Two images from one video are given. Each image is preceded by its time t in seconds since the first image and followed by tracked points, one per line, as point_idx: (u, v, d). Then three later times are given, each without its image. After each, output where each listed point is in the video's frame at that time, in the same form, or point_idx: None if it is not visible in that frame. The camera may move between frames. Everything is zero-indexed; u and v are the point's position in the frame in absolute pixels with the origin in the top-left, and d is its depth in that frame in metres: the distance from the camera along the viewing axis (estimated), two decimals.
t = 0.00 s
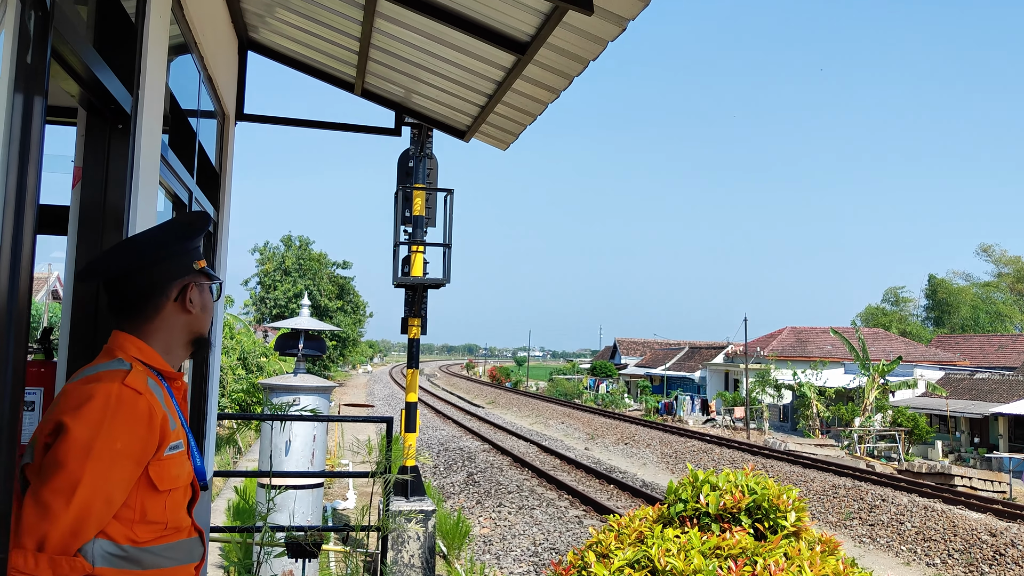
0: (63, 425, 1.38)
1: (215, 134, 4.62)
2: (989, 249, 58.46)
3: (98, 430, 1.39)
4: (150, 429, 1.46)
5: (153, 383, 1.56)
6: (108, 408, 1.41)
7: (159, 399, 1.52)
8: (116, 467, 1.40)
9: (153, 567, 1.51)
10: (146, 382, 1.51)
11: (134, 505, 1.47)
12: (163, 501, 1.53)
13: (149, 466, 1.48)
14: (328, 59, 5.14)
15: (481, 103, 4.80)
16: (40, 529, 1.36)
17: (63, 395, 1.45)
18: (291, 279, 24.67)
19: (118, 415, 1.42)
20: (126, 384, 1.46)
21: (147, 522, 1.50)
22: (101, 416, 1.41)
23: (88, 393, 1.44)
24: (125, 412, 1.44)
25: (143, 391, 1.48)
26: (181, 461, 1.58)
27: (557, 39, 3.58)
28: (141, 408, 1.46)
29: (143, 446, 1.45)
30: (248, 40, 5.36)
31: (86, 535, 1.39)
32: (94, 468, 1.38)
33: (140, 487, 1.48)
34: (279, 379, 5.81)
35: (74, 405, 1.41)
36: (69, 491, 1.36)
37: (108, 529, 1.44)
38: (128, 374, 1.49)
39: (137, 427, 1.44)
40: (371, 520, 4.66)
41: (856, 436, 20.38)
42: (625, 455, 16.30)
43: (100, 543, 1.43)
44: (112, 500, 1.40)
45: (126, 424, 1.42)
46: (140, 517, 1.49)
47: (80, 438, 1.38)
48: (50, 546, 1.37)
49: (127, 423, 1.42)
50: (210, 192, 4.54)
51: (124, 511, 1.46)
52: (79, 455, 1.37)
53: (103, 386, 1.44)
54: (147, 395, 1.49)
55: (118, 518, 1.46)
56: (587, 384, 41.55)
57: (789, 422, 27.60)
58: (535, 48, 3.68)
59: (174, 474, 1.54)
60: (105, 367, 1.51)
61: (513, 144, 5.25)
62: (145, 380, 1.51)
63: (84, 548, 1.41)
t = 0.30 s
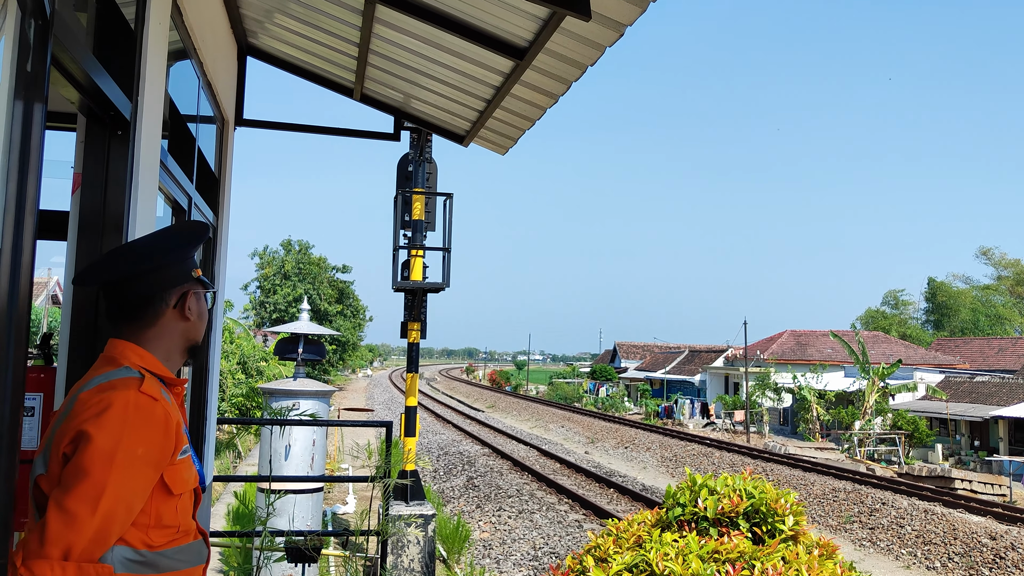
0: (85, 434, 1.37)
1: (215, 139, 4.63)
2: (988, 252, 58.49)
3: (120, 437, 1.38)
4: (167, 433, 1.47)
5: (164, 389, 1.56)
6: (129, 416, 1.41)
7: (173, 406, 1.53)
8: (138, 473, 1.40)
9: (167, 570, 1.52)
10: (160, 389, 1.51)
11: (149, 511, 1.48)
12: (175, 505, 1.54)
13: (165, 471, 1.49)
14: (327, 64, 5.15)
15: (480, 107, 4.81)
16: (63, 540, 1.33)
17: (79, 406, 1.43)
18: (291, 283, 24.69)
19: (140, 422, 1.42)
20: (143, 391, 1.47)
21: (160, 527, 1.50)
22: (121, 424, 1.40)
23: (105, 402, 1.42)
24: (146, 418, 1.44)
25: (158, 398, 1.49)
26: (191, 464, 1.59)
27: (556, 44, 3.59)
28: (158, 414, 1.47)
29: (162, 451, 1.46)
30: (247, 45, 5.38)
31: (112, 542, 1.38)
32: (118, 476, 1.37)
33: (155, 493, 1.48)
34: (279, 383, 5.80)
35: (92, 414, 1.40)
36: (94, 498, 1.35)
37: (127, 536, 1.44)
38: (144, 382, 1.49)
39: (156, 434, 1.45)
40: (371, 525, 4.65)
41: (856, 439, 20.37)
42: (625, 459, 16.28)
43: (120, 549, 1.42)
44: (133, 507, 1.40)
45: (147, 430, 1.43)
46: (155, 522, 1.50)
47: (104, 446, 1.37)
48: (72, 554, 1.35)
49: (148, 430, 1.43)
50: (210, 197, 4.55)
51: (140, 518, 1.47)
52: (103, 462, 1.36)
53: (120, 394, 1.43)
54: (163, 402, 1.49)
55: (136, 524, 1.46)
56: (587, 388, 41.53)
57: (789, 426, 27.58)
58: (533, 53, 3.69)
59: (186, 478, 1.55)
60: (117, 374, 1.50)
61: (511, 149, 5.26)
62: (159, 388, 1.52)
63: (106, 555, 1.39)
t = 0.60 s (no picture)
0: (91, 437, 1.37)
1: (214, 143, 4.65)
2: (988, 253, 58.48)
3: (126, 440, 1.39)
4: (171, 437, 1.48)
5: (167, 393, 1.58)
6: (135, 419, 1.42)
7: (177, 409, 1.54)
8: (145, 475, 1.41)
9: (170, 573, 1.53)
10: (164, 393, 1.52)
11: (153, 515, 1.49)
12: (177, 509, 1.55)
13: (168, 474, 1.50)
14: (326, 67, 5.17)
15: (479, 110, 4.82)
16: (70, 543, 1.34)
17: (82, 411, 1.44)
18: (291, 285, 24.71)
19: (146, 426, 1.43)
20: (148, 394, 1.48)
21: (164, 530, 1.51)
22: (127, 426, 1.41)
23: (109, 405, 1.43)
24: (152, 421, 1.45)
25: (162, 402, 1.50)
26: (194, 469, 1.60)
27: (554, 48, 3.61)
28: (162, 417, 1.48)
29: (167, 454, 1.47)
30: (246, 49, 5.39)
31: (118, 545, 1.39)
32: (125, 479, 1.38)
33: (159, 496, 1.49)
34: (278, 386, 5.80)
35: (97, 418, 1.40)
36: (101, 501, 1.35)
37: (131, 539, 1.44)
38: (147, 387, 1.50)
39: (161, 437, 1.46)
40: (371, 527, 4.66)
41: (856, 441, 20.36)
42: (625, 461, 16.29)
43: (125, 553, 1.43)
44: (139, 509, 1.40)
45: (152, 433, 1.44)
46: (159, 526, 1.51)
47: (110, 449, 1.38)
48: (79, 558, 1.35)
49: (153, 433, 1.44)
50: (210, 201, 4.56)
51: (145, 522, 1.48)
52: (109, 466, 1.36)
53: (124, 398, 1.44)
54: (167, 406, 1.51)
55: (141, 528, 1.47)
56: (587, 390, 41.53)
57: (789, 427, 27.57)
58: (531, 57, 3.70)
59: (189, 481, 1.56)
60: (120, 379, 1.51)
61: (510, 152, 5.28)
62: (162, 391, 1.53)
63: (112, 558, 1.40)
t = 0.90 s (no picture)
0: (88, 438, 1.38)
1: (213, 143, 4.65)
2: (987, 253, 58.58)
3: (122, 440, 1.40)
4: (168, 440, 1.49)
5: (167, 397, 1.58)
6: (132, 419, 1.42)
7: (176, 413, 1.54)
8: (139, 477, 1.41)
9: None
10: (164, 396, 1.53)
11: (147, 518, 1.49)
12: (174, 513, 1.55)
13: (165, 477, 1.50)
14: (324, 69, 5.17)
15: (477, 110, 4.82)
16: (63, 544, 1.34)
17: (80, 412, 1.44)
18: (290, 286, 24.71)
19: (142, 426, 1.43)
20: (146, 396, 1.48)
21: (159, 533, 1.52)
22: (124, 428, 1.41)
23: (107, 406, 1.43)
24: (150, 424, 1.45)
25: (161, 404, 1.51)
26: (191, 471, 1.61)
27: (552, 49, 3.62)
28: (160, 420, 1.48)
29: (164, 456, 1.47)
30: (244, 50, 5.39)
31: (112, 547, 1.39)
32: (120, 481, 1.38)
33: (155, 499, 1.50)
34: (278, 386, 5.79)
35: (95, 418, 1.41)
36: (96, 501, 1.35)
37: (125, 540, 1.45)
38: (148, 387, 1.51)
39: (157, 440, 1.46)
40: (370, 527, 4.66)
41: (855, 440, 20.37)
42: (625, 461, 16.30)
43: (118, 555, 1.43)
44: (133, 512, 1.40)
45: (149, 435, 1.44)
46: (154, 528, 1.51)
47: (107, 448, 1.38)
48: (71, 558, 1.35)
49: (151, 435, 1.44)
50: (209, 203, 4.56)
51: (140, 524, 1.49)
52: (105, 464, 1.37)
53: (123, 399, 1.44)
54: (166, 408, 1.51)
55: (135, 530, 1.48)
56: (586, 390, 41.56)
57: (788, 427, 27.57)
58: (530, 58, 3.69)
59: (185, 484, 1.56)
60: (120, 380, 1.52)
61: (508, 152, 5.29)
62: (162, 395, 1.53)
63: (104, 560, 1.40)
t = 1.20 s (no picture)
0: (73, 436, 1.38)
1: (211, 143, 4.65)
2: (985, 252, 58.71)
3: (108, 439, 1.40)
4: (156, 440, 1.48)
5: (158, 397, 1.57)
6: (118, 419, 1.42)
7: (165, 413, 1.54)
8: (124, 477, 1.41)
9: None
10: (154, 396, 1.52)
11: (136, 518, 1.49)
12: (164, 514, 1.55)
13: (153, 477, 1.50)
14: (323, 69, 5.17)
15: (475, 110, 4.83)
16: (46, 541, 1.34)
17: (71, 409, 1.45)
18: (288, 285, 24.69)
19: (129, 426, 1.43)
20: (134, 396, 1.48)
21: (147, 533, 1.51)
22: (110, 426, 1.41)
23: (95, 405, 1.44)
24: (137, 424, 1.45)
25: (151, 404, 1.50)
26: (183, 473, 1.60)
27: (550, 48, 3.61)
28: (148, 420, 1.48)
29: (150, 456, 1.46)
30: (242, 50, 5.38)
31: (96, 546, 1.39)
32: (104, 479, 1.38)
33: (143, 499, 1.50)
34: (276, 386, 5.78)
35: (82, 416, 1.41)
36: (78, 501, 1.36)
37: (111, 540, 1.44)
38: (138, 386, 1.51)
39: (144, 439, 1.46)
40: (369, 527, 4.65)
41: (853, 439, 20.41)
42: (623, 460, 16.31)
43: (104, 554, 1.43)
44: (117, 512, 1.40)
45: (136, 434, 1.44)
46: (142, 529, 1.50)
47: (92, 447, 1.38)
48: (55, 556, 1.35)
49: (136, 435, 1.44)
50: (207, 203, 4.55)
51: (127, 523, 1.48)
52: (90, 463, 1.37)
53: (111, 398, 1.45)
54: (155, 408, 1.51)
55: (122, 530, 1.47)
56: (585, 390, 41.58)
57: (787, 426, 27.58)
58: (528, 57, 3.70)
59: (175, 485, 1.56)
60: (111, 379, 1.52)
61: (506, 152, 5.29)
62: (152, 394, 1.53)
63: (89, 559, 1.40)
